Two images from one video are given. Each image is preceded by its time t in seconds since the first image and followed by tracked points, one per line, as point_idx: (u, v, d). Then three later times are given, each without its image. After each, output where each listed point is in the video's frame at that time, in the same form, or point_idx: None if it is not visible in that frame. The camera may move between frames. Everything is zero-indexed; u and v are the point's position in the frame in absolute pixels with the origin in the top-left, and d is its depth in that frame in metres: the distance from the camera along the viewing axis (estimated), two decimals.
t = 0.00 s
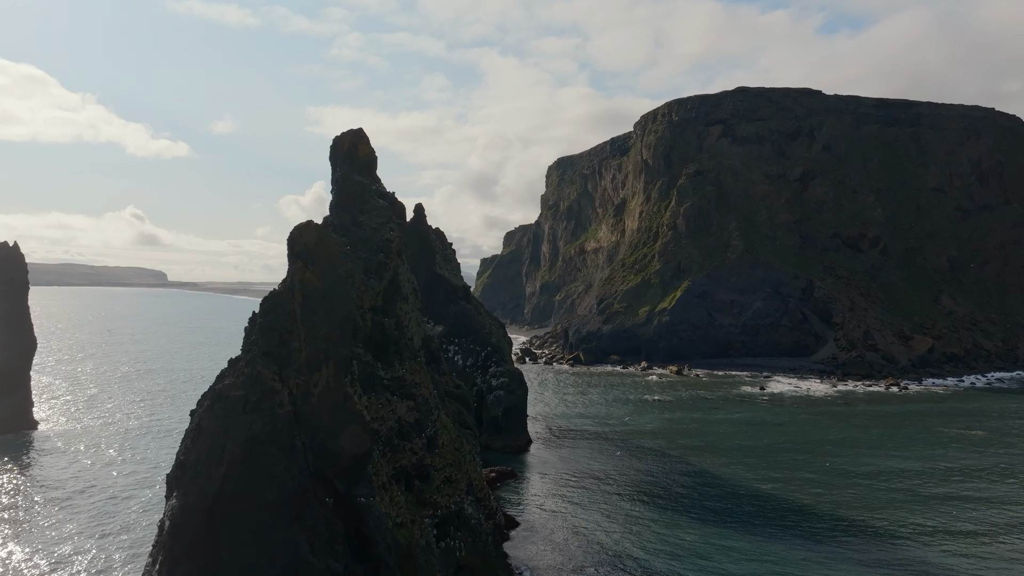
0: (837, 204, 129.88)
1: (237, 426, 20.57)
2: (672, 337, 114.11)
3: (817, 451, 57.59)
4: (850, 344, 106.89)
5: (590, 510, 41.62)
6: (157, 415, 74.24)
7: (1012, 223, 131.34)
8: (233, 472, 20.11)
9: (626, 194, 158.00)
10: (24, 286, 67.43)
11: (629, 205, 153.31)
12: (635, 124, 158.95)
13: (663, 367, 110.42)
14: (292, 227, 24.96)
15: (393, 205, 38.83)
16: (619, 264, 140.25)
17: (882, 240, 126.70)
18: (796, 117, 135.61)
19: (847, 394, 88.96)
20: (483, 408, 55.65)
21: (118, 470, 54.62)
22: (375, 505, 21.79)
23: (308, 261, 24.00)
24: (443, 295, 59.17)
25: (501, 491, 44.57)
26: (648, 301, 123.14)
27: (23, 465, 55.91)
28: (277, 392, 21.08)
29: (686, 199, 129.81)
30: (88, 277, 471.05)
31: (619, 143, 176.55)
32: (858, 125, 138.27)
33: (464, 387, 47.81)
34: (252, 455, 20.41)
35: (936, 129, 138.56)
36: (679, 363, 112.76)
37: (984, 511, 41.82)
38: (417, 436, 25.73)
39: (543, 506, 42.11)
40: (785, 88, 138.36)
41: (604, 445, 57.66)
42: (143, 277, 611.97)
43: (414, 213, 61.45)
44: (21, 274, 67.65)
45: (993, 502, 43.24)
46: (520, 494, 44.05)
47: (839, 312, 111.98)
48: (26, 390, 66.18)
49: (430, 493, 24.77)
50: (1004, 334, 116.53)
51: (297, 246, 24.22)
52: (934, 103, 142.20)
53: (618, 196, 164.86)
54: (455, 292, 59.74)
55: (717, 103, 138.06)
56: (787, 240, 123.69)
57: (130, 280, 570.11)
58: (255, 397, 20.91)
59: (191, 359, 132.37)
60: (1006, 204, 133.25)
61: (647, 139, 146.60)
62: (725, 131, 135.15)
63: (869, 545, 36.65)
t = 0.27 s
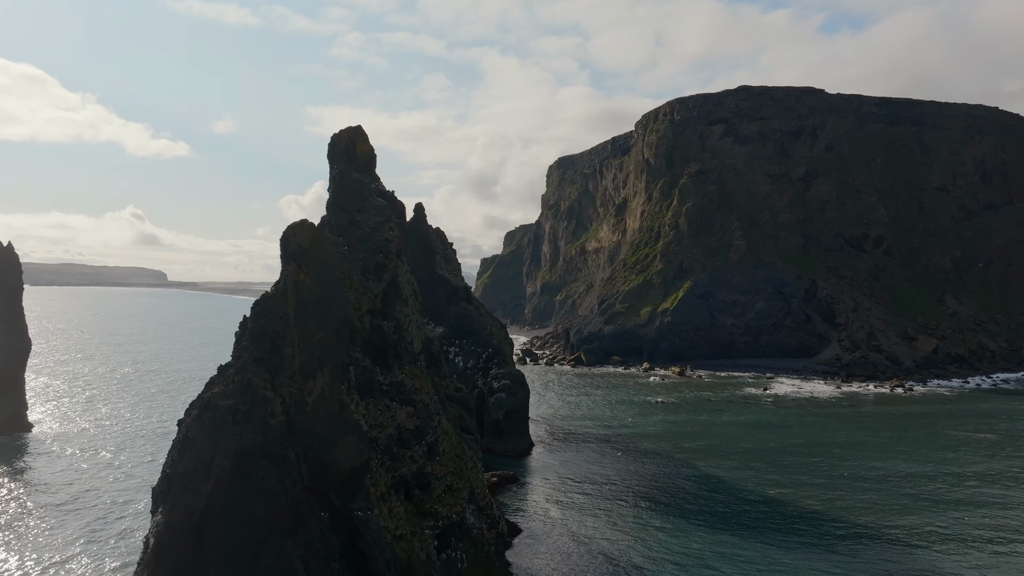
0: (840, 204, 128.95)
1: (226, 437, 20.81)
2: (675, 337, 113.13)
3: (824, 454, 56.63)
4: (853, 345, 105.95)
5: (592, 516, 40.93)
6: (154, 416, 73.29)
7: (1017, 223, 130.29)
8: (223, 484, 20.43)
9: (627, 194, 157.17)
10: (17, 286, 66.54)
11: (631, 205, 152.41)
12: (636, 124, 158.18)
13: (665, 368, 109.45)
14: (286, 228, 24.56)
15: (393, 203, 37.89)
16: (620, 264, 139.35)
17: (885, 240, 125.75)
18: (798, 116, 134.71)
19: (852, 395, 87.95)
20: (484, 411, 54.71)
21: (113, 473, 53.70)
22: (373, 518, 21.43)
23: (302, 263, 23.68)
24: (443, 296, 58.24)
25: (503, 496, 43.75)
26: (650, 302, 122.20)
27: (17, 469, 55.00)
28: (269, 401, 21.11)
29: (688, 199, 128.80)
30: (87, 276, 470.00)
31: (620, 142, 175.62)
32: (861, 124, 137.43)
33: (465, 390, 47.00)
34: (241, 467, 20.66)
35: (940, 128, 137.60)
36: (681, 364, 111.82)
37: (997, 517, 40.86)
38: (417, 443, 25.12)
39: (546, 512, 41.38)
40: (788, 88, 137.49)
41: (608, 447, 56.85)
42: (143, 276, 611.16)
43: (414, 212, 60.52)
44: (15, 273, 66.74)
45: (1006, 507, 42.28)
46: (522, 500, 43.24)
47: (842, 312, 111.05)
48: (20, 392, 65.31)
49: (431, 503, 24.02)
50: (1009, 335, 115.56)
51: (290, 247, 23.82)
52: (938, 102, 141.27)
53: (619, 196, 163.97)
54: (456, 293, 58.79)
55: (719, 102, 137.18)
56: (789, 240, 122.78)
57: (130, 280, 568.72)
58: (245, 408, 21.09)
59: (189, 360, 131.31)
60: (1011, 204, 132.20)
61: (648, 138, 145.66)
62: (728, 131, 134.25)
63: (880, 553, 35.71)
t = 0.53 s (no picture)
0: (843, 204, 128.04)
1: (216, 448, 20.60)
2: (676, 338, 112.18)
3: (830, 457, 55.69)
4: (857, 346, 104.99)
5: (595, 521, 40.11)
6: (150, 418, 72.31)
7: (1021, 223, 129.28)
8: (212, 497, 20.32)
9: (628, 193, 156.29)
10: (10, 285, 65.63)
11: (632, 204, 151.51)
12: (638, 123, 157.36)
13: (667, 368, 108.55)
14: (279, 227, 23.86)
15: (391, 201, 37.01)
16: (621, 264, 138.45)
17: (889, 240, 124.79)
18: (801, 115, 133.79)
19: (857, 397, 86.95)
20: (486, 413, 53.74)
21: (107, 475, 52.75)
22: (371, 533, 20.76)
23: (296, 265, 23.05)
24: (444, 297, 57.39)
25: (504, 501, 42.83)
26: (652, 302, 121.26)
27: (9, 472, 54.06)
28: (260, 411, 20.87)
29: (691, 198, 127.72)
30: (87, 276, 468.96)
31: (621, 141, 174.67)
32: (864, 123, 136.53)
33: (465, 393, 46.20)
34: (231, 480, 20.47)
35: (943, 127, 136.57)
36: (683, 364, 110.89)
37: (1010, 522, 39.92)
38: (417, 451, 24.37)
39: (549, 517, 40.52)
40: (791, 87, 136.58)
41: (610, 450, 56.08)
42: (142, 276, 609.79)
43: (414, 212, 59.62)
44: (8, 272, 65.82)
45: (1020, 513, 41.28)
46: (524, 505, 42.41)
47: (846, 313, 110.13)
48: (13, 393, 64.39)
49: (431, 513, 23.38)
50: (1013, 336, 114.57)
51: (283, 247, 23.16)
52: (941, 101, 140.31)
53: (621, 195, 163.04)
54: (456, 294, 57.83)
55: (721, 101, 136.29)
56: (792, 240, 121.83)
57: (129, 280, 567.53)
58: (236, 418, 20.80)
59: (187, 360, 130.31)
60: (1015, 204, 131.16)
61: (650, 137, 144.72)
62: (730, 130, 133.27)
63: (892, 561, 34.71)
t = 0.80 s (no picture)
0: (846, 203, 127.18)
1: (203, 462, 19.88)
2: (679, 338, 111.31)
3: (837, 459, 54.76)
4: (861, 347, 104.08)
5: (599, 526, 39.25)
6: (146, 419, 71.43)
7: None
8: (198, 514, 19.54)
9: (629, 193, 155.35)
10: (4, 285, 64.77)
11: (633, 204, 150.60)
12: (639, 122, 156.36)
13: (669, 369, 107.65)
14: (271, 226, 23.24)
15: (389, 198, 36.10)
16: (623, 264, 137.57)
17: (892, 240, 123.91)
18: (804, 114, 132.85)
19: (861, 398, 86.07)
20: (487, 416, 52.90)
21: (102, 479, 51.88)
22: (368, 548, 20.33)
23: (289, 267, 22.55)
24: (444, 297, 56.56)
25: (507, 505, 42.00)
26: (654, 302, 120.39)
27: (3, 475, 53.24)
28: (251, 421, 20.18)
29: (693, 197, 126.85)
30: (88, 276, 468.29)
31: (623, 140, 173.66)
32: (867, 122, 135.51)
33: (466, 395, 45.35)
34: (220, 496, 19.75)
35: (947, 126, 135.61)
36: (685, 365, 109.99)
37: None
38: (417, 459, 24.05)
39: (552, 522, 39.56)
40: (793, 85, 135.65)
41: (613, 453, 55.28)
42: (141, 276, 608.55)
43: (414, 211, 58.75)
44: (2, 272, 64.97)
45: None
46: (527, 509, 41.59)
47: (849, 313, 109.24)
48: (8, 394, 63.51)
49: (433, 524, 23.12)
50: (1018, 336, 113.64)
51: (275, 248, 22.64)
52: (945, 99, 139.29)
53: (622, 195, 162.09)
54: (456, 294, 57.04)
55: (724, 100, 135.37)
56: (795, 240, 120.96)
57: (129, 279, 566.22)
58: (224, 430, 20.12)
59: (185, 360, 129.28)
60: (1019, 203, 130.21)
61: (651, 136, 143.81)
62: (732, 128, 132.33)
63: (906, 569, 33.88)
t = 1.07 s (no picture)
0: (849, 202, 126.27)
1: (188, 478, 19.21)
2: (681, 339, 110.44)
3: (841, 461, 53.79)
4: (865, 347, 103.11)
5: (602, 530, 38.56)
6: (143, 421, 70.57)
7: None
8: (182, 534, 18.86)
9: (631, 192, 154.46)
10: None
11: (635, 203, 149.70)
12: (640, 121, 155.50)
13: (672, 370, 106.74)
14: (262, 226, 22.61)
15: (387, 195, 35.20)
16: (624, 264, 136.64)
17: (895, 239, 123.02)
18: (807, 113, 131.91)
19: (866, 399, 85.15)
20: (488, 419, 52.06)
21: (96, 482, 50.95)
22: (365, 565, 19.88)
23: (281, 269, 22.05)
24: (445, 298, 55.75)
25: (509, 510, 41.17)
26: (656, 302, 119.51)
27: None
28: (240, 433, 19.56)
29: (694, 197, 126.02)
30: (87, 275, 467.22)
31: (624, 139, 172.73)
32: (870, 121, 134.58)
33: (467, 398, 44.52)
34: (205, 513, 19.10)
35: (951, 125, 134.69)
36: (687, 366, 109.07)
37: None
38: (418, 468, 23.65)
39: (555, 529, 38.59)
40: (796, 84, 134.72)
41: (615, 455, 54.52)
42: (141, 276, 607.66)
43: (414, 210, 57.89)
44: None
45: None
46: (529, 514, 40.76)
47: (853, 314, 108.31)
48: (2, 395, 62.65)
49: (434, 536, 22.68)
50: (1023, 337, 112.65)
51: (267, 249, 22.09)
52: (948, 98, 138.34)
53: (623, 194, 161.20)
54: (457, 295, 56.17)
55: (726, 99, 134.50)
56: (798, 239, 120.07)
57: (128, 279, 565.30)
58: (211, 442, 19.45)
59: (184, 361, 128.37)
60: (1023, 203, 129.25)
61: (653, 135, 142.92)
62: (735, 127, 131.41)
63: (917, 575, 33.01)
